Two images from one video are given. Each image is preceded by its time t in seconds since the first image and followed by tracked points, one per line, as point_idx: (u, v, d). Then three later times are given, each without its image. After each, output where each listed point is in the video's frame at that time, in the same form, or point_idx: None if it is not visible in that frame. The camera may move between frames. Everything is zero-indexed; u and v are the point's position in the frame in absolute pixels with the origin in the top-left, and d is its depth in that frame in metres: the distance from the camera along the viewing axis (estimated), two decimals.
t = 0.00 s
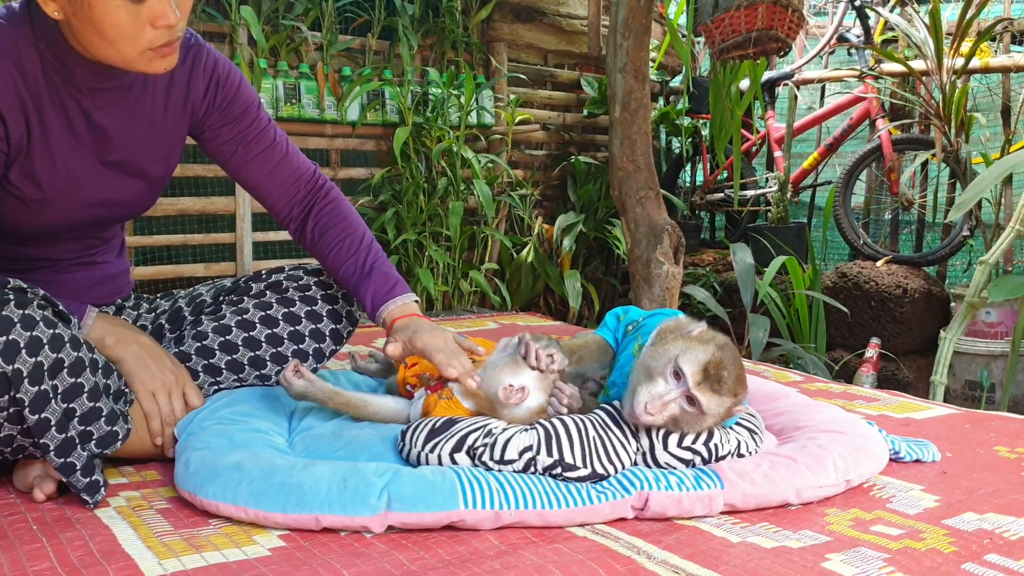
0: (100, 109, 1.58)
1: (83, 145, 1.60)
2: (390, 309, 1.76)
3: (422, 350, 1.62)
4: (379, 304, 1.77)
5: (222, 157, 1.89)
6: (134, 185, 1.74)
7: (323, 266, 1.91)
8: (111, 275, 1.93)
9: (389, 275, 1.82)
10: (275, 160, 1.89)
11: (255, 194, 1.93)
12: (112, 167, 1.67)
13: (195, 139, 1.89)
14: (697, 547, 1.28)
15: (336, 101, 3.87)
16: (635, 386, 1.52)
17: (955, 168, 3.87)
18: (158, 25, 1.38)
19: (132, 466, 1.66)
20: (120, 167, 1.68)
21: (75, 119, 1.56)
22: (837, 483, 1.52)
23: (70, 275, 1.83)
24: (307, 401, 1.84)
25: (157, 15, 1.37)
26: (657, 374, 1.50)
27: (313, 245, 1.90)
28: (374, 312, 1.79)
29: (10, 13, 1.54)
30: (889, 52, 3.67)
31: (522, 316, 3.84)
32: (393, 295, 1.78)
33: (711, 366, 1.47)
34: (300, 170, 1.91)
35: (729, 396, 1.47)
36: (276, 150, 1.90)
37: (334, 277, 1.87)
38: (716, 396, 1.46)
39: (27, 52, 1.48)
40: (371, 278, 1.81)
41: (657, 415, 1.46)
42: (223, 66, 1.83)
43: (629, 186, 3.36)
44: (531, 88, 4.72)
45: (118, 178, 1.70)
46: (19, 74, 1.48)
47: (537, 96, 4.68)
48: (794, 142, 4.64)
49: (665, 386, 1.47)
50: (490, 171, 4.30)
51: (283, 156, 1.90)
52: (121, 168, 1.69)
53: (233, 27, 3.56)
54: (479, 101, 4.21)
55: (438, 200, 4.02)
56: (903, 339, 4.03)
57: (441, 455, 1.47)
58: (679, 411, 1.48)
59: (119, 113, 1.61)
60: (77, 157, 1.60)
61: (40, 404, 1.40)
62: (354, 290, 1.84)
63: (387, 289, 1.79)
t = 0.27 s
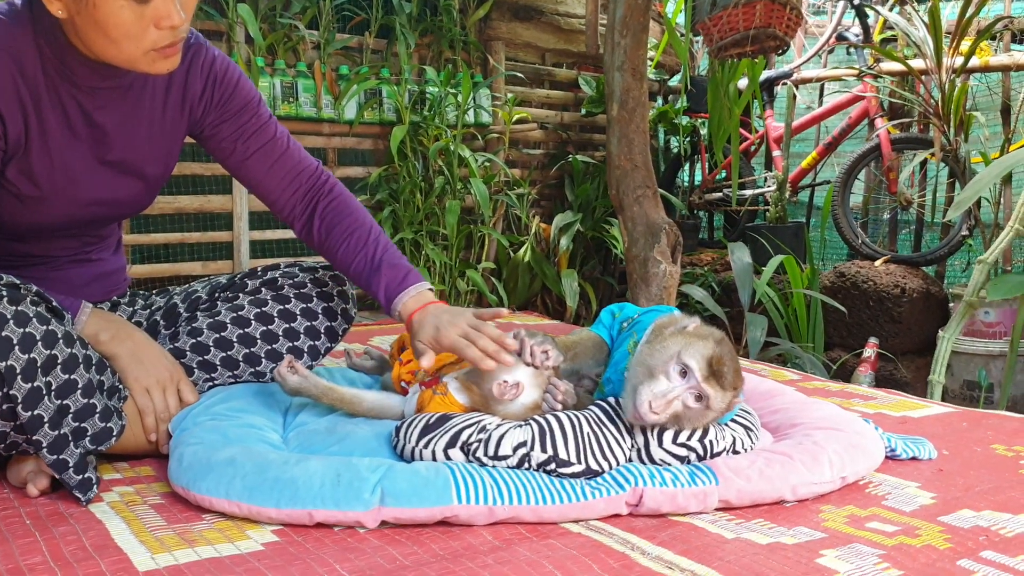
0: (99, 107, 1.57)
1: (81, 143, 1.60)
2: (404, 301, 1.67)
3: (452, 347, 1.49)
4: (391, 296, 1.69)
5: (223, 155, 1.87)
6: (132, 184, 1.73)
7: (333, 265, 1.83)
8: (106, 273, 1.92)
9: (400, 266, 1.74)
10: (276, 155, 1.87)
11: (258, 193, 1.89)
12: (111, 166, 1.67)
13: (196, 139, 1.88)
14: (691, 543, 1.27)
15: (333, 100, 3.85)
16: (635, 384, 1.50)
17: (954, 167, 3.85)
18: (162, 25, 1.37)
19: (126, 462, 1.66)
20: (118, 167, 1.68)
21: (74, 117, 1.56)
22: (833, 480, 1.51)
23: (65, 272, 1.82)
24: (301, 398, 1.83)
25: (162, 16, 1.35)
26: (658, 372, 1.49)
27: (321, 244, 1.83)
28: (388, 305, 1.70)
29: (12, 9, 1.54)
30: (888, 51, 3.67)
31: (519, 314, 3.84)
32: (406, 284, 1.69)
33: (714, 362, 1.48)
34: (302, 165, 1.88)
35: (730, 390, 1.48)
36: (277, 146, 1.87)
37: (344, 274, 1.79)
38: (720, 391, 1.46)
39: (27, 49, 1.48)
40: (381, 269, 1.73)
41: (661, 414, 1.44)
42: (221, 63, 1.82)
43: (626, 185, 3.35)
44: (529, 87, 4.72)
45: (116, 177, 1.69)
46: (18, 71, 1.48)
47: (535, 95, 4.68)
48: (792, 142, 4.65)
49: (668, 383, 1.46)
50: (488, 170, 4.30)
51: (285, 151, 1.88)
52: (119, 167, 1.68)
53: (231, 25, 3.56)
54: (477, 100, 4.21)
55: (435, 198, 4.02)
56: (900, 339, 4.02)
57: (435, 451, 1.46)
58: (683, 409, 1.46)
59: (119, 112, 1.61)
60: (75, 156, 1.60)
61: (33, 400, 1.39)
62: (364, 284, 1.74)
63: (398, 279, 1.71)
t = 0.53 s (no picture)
0: (96, 105, 1.58)
1: (78, 140, 1.60)
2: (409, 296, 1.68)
3: (459, 352, 1.51)
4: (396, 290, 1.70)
5: (229, 150, 1.89)
6: (130, 182, 1.74)
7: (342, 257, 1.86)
8: (105, 270, 1.94)
9: (406, 258, 1.75)
10: (282, 150, 1.88)
11: (266, 187, 1.91)
12: (108, 163, 1.67)
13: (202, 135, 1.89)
14: (688, 540, 1.27)
15: (335, 99, 3.88)
16: (635, 382, 1.50)
17: (954, 167, 3.86)
18: (158, 23, 1.36)
19: (123, 459, 1.66)
20: (116, 164, 1.68)
21: (71, 115, 1.56)
22: (831, 477, 1.51)
23: (63, 270, 1.83)
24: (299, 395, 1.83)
25: (158, 14, 1.35)
26: (658, 370, 1.48)
27: (330, 237, 1.86)
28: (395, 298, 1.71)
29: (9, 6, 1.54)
30: (889, 50, 3.67)
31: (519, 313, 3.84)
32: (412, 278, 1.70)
33: (714, 360, 1.48)
34: (307, 158, 1.88)
35: (730, 387, 1.48)
36: (281, 140, 1.88)
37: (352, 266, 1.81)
38: (721, 390, 1.46)
39: (24, 47, 1.48)
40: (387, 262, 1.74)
41: (662, 412, 1.43)
42: (222, 58, 1.82)
43: (627, 184, 3.35)
44: (531, 86, 4.73)
45: (113, 174, 1.69)
46: (15, 69, 1.48)
47: (536, 94, 4.69)
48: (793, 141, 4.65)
49: (668, 381, 1.46)
50: (489, 169, 4.30)
51: (289, 145, 1.88)
52: (117, 164, 1.68)
53: (232, 23, 3.56)
54: (478, 99, 4.21)
55: (436, 197, 4.02)
56: (901, 339, 4.01)
57: (433, 448, 1.46)
58: (683, 407, 1.46)
59: (116, 109, 1.61)
60: (72, 153, 1.60)
61: (28, 397, 1.38)
62: (371, 276, 1.76)
63: (404, 272, 1.71)
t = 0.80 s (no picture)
0: (95, 100, 1.57)
1: (78, 135, 1.59)
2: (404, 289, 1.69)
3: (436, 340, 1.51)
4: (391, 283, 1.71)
5: (230, 144, 1.89)
6: (129, 177, 1.73)
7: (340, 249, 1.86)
8: (105, 264, 1.93)
9: (404, 252, 1.75)
10: (283, 143, 1.87)
11: (267, 179, 1.91)
12: (108, 158, 1.66)
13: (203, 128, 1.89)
14: (688, 535, 1.26)
15: (337, 96, 3.87)
16: (635, 377, 1.49)
17: (958, 166, 3.83)
18: (157, 19, 1.35)
19: (122, 453, 1.66)
20: (116, 159, 1.67)
21: (70, 109, 1.55)
22: (833, 474, 1.50)
23: (63, 264, 1.83)
24: (298, 389, 1.83)
25: (156, 9, 1.34)
26: (658, 365, 1.47)
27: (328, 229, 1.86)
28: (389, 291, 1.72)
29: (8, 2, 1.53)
30: (894, 48, 3.65)
31: (521, 311, 3.83)
32: (408, 272, 1.71)
33: (714, 356, 1.46)
34: (308, 151, 1.88)
35: (730, 383, 1.47)
36: (283, 133, 1.88)
37: (349, 259, 1.81)
38: (719, 385, 1.45)
39: (24, 42, 1.48)
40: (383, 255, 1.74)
41: (661, 407, 1.42)
42: (222, 52, 1.82)
43: (630, 182, 3.34)
44: (534, 84, 4.72)
45: (112, 169, 1.69)
46: (14, 63, 1.47)
47: (539, 93, 4.68)
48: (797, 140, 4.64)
49: (668, 376, 1.45)
50: (492, 167, 4.30)
51: (290, 138, 1.88)
52: (117, 159, 1.68)
53: (235, 20, 3.56)
54: (481, 97, 4.21)
55: (438, 195, 4.02)
56: (905, 338, 3.99)
57: (432, 443, 1.45)
58: (682, 402, 1.46)
59: (116, 104, 1.60)
60: (72, 148, 1.59)
61: (28, 389, 1.38)
62: (366, 268, 1.77)
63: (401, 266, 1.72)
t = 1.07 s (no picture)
0: (98, 95, 1.57)
1: (79, 130, 1.59)
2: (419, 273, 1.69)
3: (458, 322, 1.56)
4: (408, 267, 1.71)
5: (232, 138, 1.89)
6: (131, 172, 1.73)
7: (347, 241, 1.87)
8: (106, 260, 1.93)
9: (416, 238, 1.76)
10: (286, 136, 1.88)
11: (269, 174, 1.91)
12: (110, 154, 1.66)
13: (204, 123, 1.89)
14: (687, 529, 1.26)
15: (340, 94, 3.85)
16: (632, 369, 1.49)
17: (963, 165, 3.81)
18: (160, 14, 1.35)
19: (122, 447, 1.66)
20: (117, 154, 1.67)
21: (72, 104, 1.55)
22: (833, 469, 1.49)
23: (64, 260, 1.83)
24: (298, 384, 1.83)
25: (159, 5, 1.33)
26: (655, 357, 1.48)
27: (333, 220, 1.86)
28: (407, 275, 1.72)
29: None
30: (898, 45, 3.63)
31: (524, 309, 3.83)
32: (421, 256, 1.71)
33: (711, 349, 1.47)
34: (311, 144, 1.89)
35: (728, 377, 1.47)
36: (285, 126, 1.88)
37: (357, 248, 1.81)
38: (717, 378, 1.45)
39: (26, 37, 1.48)
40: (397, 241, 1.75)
41: (658, 399, 1.42)
42: (224, 47, 1.81)
43: (632, 179, 3.33)
44: (537, 82, 4.72)
45: (114, 164, 1.69)
46: (16, 58, 1.47)
47: (542, 91, 4.68)
48: (801, 138, 4.63)
49: (665, 368, 1.46)
50: (494, 165, 4.30)
51: (294, 132, 1.89)
52: (118, 154, 1.68)
53: (237, 17, 3.56)
54: (484, 95, 4.21)
55: (441, 192, 4.02)
56: (909, 337, 3.98)
57: (431, 436, 1.46)
58: (679, 395, 1.46)
59: (118, 99, 1.60)
60: (74, 143, 1.59)
61: (25, 382, 1.39)
62: (379, 257, 1.77)
63: (415, 251, 1.72)
